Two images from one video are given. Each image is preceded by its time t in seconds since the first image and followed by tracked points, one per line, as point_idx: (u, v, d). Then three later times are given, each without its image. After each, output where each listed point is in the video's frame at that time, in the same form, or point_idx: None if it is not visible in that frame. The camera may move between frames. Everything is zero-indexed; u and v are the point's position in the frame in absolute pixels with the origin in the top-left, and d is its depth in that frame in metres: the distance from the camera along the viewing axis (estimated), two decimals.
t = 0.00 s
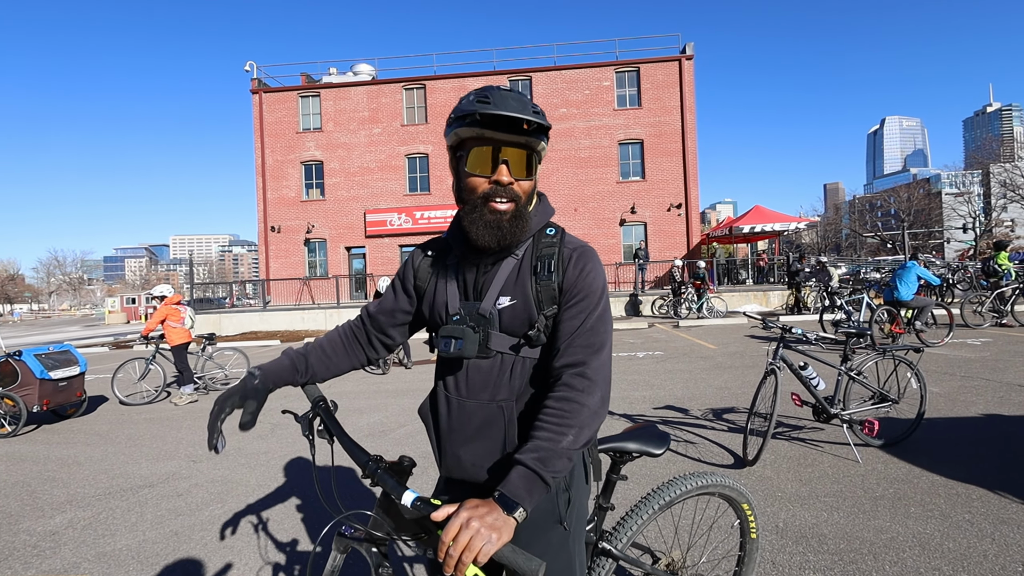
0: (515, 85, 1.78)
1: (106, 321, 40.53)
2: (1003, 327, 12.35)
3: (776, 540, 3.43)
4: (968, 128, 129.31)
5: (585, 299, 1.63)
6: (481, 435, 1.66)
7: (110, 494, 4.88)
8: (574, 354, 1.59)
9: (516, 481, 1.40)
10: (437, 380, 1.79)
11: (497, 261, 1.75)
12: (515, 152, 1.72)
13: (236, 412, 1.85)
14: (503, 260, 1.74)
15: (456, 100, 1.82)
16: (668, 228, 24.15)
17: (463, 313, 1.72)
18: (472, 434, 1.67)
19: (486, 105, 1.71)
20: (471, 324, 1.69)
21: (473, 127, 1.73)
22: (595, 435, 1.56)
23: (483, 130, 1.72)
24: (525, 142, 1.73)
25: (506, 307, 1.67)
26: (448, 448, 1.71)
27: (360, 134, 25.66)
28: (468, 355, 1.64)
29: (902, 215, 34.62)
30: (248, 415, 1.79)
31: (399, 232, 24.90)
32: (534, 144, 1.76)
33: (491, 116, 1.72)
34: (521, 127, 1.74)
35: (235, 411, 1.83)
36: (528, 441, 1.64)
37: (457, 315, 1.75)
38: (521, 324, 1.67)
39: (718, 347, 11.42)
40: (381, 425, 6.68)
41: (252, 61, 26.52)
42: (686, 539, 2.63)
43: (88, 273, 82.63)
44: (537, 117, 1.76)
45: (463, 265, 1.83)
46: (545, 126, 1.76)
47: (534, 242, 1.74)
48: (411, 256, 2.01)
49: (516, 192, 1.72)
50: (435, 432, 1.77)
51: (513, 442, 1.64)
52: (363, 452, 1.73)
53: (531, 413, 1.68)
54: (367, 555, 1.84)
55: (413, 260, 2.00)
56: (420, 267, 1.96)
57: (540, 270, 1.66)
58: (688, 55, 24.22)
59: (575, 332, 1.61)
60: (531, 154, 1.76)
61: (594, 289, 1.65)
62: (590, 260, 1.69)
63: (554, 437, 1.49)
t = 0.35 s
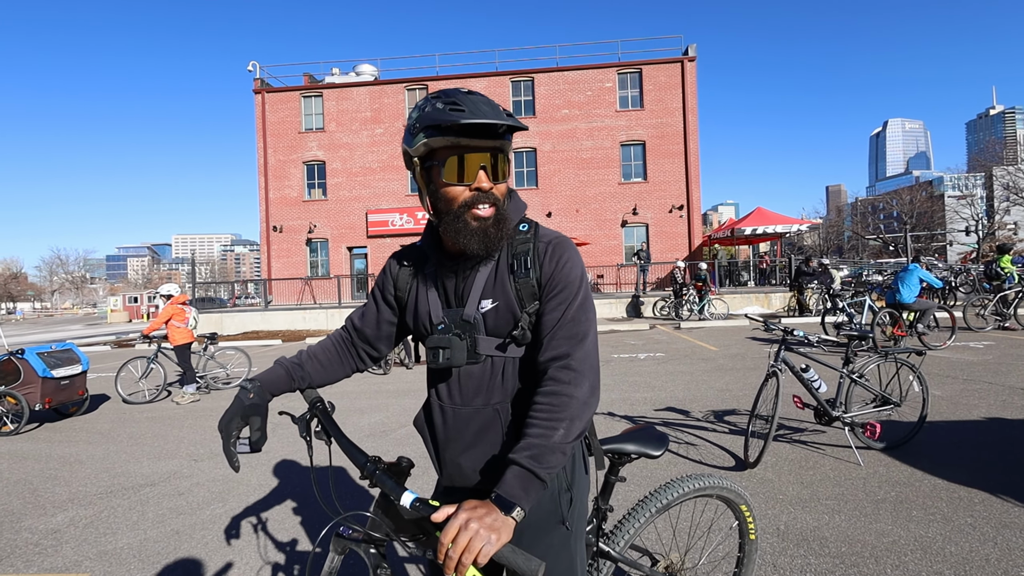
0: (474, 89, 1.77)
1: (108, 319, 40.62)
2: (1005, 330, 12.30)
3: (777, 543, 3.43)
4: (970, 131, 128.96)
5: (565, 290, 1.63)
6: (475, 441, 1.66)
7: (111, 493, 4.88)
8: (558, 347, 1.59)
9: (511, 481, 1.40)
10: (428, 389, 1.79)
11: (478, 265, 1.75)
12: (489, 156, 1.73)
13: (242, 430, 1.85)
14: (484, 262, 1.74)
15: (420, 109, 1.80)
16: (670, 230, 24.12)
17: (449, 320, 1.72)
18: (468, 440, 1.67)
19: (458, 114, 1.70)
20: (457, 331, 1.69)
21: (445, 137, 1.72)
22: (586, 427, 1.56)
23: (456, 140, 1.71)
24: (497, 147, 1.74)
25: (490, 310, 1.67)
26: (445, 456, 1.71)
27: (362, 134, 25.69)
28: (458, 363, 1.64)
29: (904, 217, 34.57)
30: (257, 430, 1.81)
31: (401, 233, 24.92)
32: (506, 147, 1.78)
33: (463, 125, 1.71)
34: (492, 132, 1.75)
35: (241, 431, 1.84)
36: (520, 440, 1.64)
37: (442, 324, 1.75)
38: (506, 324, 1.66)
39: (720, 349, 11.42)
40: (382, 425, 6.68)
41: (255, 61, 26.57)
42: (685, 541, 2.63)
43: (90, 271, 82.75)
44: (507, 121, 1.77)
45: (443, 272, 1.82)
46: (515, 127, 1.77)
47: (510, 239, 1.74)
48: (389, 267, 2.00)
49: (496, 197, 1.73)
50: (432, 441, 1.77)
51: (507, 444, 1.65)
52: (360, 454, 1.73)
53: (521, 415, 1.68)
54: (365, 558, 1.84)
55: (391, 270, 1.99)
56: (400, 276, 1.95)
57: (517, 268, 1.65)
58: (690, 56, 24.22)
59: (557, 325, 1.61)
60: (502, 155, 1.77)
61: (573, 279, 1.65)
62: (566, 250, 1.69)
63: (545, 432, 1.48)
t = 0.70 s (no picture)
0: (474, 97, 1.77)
1: (116, 322, 40.90)
2: (1015, 337, 12.19)
3: (784, 552, 3.40)
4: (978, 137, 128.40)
5: (567, 296, 1.62)
6: (477, 448, 1.66)
7: (117, 495, 4.89)
8: (560, 354, 1.58)
9: (514, 491, 1.39)
10: (432, 396, 1.78)
11: (481, 272, 1.74)
12: (491, 164, 1.73)
13: (250, 433, 1.86)
14: (487, 270, 1.73)
15: (422, 118, 1.80)
16: (675, 235, 24.07)
17: (452, 327, 1.72)
18: (472, 447, 1.67)
19: (460, 123, 1.69)
20: (461, 337, 1.69)
21: (446, 146, 1.72)
22: (589, 435, 1.56)
23: (458, 149, 1.72)
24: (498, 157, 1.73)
25: (491, 318, 1.67)
26: (448, 463, 1.71)
27: (368, 139, 25.81)
28: (460, 369, 1.64)
29: (911, 223, 34.35)
30: (263, 432, 1.84)
31: (406, 237, 24.98)
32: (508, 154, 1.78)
33: (465, 134, 1.71)
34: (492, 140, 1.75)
35: (249, 434, 1.84)
36: (522, 448, 1.64)
37: (445, 330, 1.75)
38: (508, 332, 1.66)
39: (725, 355, 11.36)
40: (387, 429, 6.68)
41: (263, 67, 26.79)
42: (689, 551, 2.60)
43: (98, 275, 83.28)
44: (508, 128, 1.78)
45: (447, 279, 1.82)
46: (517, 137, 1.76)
47: (514, 246, 1.73)
48: (394, 273, 2.00)
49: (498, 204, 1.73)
50: (435, 448, 1.77)
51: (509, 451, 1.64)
52: (363, 460, 1.72)
53: (524, 423, 1.67)
54: (366, 565, 1.83)
55: (395, 276, 2.00)
56: (404, 284, 1.95)
57: (519, 275, 1.66)
58: (696, 62, 24.23)
59: (559, 331, 1.60)
60: (505, 162, 1.77)
61: (575, 286, 1.64)
62: (568, 257, 1.69)
63: (547, 441, 1.48)
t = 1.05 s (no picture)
0: (478, 98, 1.75)
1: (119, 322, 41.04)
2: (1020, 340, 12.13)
3: (789, 555, 3.39)
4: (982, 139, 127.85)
5: (579, 300, 1.62)
6: (486, 447, 1.66)
7: (122, 494, 4.91)
8: (573, 357, 1.58)
9: (525, 492, 1.39)
10: (440, 395, 1.79)
11: (485, 274, 1.74)
12: (474, 167, 1.70)
13: (263, 431, 1.85)
14: (492, 272, 1.73)
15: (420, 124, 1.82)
16: (678, 236, 24.03)
17: (460, 328, 1.72)
18: (480, 447, 1.67)
19: (442, 125, 1.71)
20: (470, 338, 1.70)
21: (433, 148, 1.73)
22: (600, 438, 1.55)
23: (443, 151, 1.72)
24: (488, 159, 1.69)
25: (501, 319, 1.67)
26: (457, 462, 1.71)
27: (372, 140, 25.85)
28: (468, 370, 1.64)
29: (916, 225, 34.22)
30: (277, 431, 1.84)
31: (409, 238, 24.99)
32: (496, 158, 1.70)
33: (448, 135, 1.71)
34: (481, 144, 1.70)
35: (262, 432, 1.84)
36: (531, 449, 1.64)
37: (455, 330, 1.75)
38: (518, 333, 1.66)
39: (728, 357, 11.32)
40: (389, 430, 6.69)
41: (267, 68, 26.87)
42: (696, 553, 2.60)
43: (103, 275, 83.50)
44: (497, 131, 1.70)
45: (455, 281, 1.82)
46: (509, 138, 1.70)
47: (522, 250, 1.74)
48: (403, 273, 2.02)
49: (480, 210, 1.69)
50: (443, 446, 1.77)
51: (518, 451, 1.65)
52: (374, 459, 1.73)
53: (533, 425, 1.67)
54: (376, 563, 1.83)
55: (405, 278, 2.02)
56: (415, 285, 1.97)
57: (531, 277, 1.65)
58: (699, 64, 24.20)
59: (572, 334, 1.60)
60: (492, 165, 1.69)
61: (588, 289, 1.64)
62: (581, 260, 1.68)
63: (559, 443, 1.48)
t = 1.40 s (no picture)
0: (511, 102, 1.78)
1: (122, 325, 41.15)
2: None
3: (793, 559, 3.37)
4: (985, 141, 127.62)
5: (590, 307, 1.62)
6: (491, 449, 1.66)
7: (124, 498, 4.90)
8: (582, 364, 1.58)
9: (529, 495, 1.39)
10: (447, 396, 1.79)
11: (498, 275, 1.75)
12: (497, 168, 1.72)
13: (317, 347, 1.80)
14: (505, 273, 1.74)
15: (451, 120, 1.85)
16: (680, 239, 24.01)
17: (470, 328, 1.73)
18: (484, 448, 1.66)
19: (470, 122, 1.75)
20: (479, 339, 1.69)
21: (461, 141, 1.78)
22: (606, 445, 1.55)
23: (470, 146, 1.75)
24: (513, 160, 1.72)
25: (511, 321, 1.67)
26: (460, 463, 1.71)
27: (374, 144, 25.91)
28: (475, 370, 1.64)
29: (918, 228, 34.15)
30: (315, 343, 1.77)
31: (411, 241, 25.01)
32: (521, 160, 1.72)
33: (475, 133, 1.75)
34: (508, 144, 1.72)
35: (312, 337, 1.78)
36: (538, 452, 1.63)
37: (464, 330, 1.75)
38: (528, 337, 1.66)
39: (731, 361, 11.30)
40: (392, 433, 6.69)
41: (270, 73, 26.96)
42: (699, 557, 2.59)
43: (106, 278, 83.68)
44: (524, 134, 1.73)
45: (467, 280, 1.83)
46: (535, 142, 1.73)
47: (537, 254, 1.74)
48: (421, 271, 2.04)
49: (499, 209, 1.72)
50: (448, 448, 1.77)
51: (524, 454, 1.64)
52: (378, 461, 1.73)
53: (540, 428, 1.67)
54: (379, 566, 1.83)
55: (422, 277, 2.04)
56: (429, 285, 1.98)
57: (543, 281, 1.65)
58: (701, 67, 24.22)
59: (582, 342, 1.60)
60: (517, 165, 1.72)
61: (599, 297, 1.64)
62: (593, 268, 1.68)
63: (565, 449, 1.47)
